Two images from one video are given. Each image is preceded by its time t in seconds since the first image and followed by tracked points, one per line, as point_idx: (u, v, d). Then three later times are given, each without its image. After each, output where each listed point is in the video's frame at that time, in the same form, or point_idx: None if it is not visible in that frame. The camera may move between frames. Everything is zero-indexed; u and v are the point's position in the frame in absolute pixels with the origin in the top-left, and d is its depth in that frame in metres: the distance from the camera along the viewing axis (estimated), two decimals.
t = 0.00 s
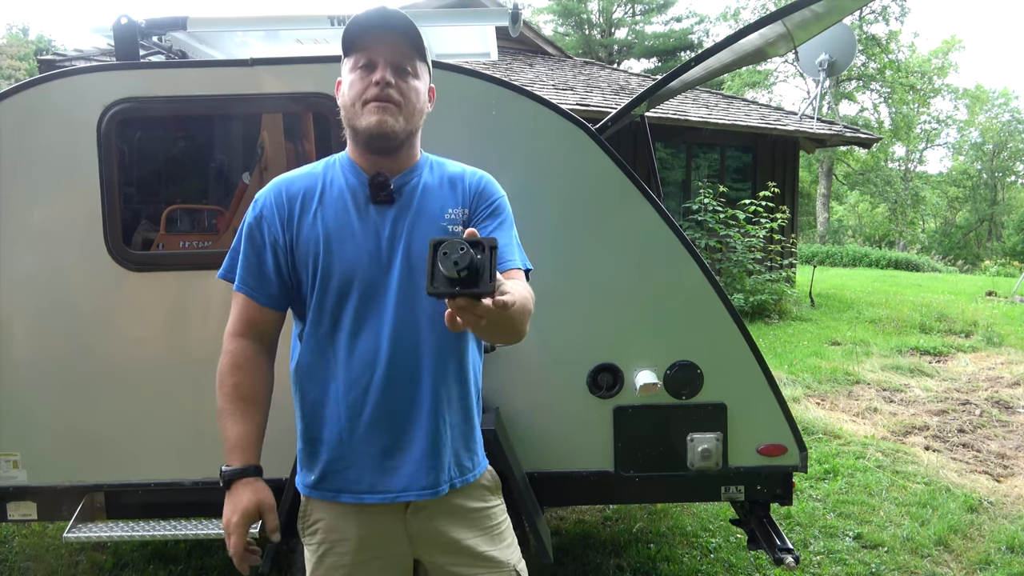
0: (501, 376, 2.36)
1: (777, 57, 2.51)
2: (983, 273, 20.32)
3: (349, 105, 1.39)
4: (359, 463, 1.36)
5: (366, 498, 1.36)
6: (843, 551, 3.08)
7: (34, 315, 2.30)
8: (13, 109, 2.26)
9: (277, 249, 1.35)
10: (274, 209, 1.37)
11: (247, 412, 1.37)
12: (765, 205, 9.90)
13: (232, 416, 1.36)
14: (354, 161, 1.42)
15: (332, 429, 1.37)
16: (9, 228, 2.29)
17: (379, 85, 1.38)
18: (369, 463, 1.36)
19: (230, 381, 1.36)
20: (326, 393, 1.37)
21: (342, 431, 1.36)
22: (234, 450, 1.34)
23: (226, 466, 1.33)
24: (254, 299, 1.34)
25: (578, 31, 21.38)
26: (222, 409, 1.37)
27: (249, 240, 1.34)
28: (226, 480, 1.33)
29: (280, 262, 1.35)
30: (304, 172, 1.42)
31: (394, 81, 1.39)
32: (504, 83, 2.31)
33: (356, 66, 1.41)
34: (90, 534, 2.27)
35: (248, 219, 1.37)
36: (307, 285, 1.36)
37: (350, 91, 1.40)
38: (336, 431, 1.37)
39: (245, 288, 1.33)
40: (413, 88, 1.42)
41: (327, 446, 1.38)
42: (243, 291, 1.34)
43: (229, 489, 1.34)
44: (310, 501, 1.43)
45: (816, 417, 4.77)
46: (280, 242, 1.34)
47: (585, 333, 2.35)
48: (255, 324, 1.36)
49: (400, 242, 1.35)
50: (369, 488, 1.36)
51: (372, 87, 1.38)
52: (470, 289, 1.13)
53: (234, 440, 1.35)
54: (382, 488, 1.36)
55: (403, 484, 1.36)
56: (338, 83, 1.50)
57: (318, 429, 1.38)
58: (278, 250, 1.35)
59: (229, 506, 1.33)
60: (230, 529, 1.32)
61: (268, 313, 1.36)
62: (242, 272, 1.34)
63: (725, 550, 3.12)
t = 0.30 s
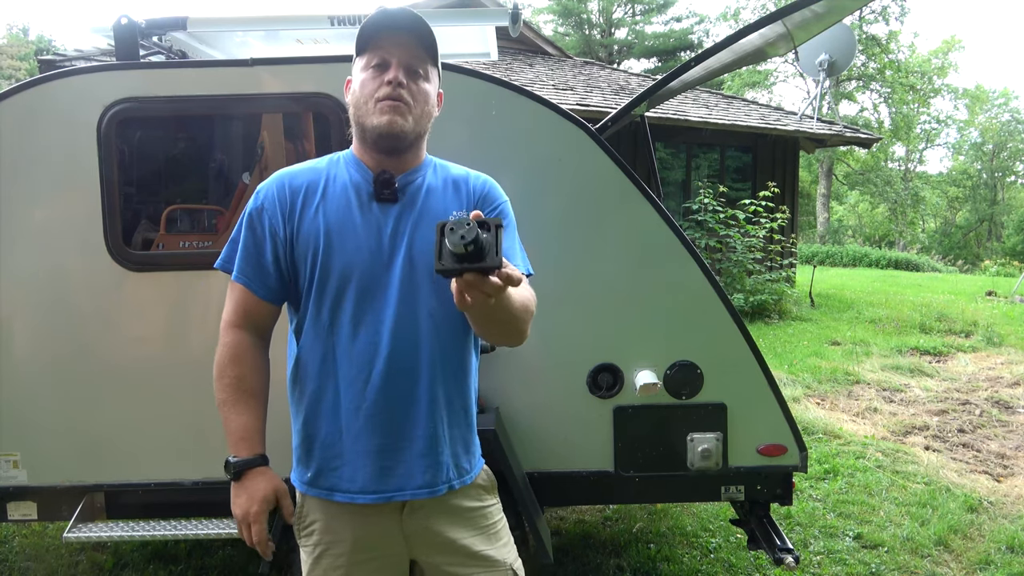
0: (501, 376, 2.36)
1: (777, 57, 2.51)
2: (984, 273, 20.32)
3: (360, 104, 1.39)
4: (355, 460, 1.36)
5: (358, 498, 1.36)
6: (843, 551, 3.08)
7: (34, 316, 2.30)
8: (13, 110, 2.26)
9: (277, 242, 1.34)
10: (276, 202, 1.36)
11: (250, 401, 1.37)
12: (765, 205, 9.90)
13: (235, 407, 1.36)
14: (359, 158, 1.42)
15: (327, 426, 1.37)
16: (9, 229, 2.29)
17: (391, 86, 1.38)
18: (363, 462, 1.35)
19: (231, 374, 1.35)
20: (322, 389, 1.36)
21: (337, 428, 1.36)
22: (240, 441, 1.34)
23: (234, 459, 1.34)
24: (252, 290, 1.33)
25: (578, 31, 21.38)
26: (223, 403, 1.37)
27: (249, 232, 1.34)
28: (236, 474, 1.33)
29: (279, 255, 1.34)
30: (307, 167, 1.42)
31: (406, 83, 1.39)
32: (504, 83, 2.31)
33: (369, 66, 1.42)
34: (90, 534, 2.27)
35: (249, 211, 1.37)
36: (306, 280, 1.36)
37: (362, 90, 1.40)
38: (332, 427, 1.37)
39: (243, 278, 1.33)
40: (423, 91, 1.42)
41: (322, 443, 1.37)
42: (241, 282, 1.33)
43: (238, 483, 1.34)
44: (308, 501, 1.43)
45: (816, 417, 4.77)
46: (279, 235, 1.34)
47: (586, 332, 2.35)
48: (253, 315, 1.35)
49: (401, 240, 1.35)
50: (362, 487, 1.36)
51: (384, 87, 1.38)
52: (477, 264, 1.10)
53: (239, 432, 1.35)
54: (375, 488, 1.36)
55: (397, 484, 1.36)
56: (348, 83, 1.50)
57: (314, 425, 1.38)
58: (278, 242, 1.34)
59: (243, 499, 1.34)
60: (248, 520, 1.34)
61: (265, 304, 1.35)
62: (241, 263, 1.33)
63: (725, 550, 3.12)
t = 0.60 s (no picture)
0: (501, 376, 2.36)
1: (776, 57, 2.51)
2: (984, 273, 20.32)
3: (358, 103, 1.39)
4: (352, 462, 1.35)
5: (355, 499, 1.36)
6: (843, 551, 3.08)
7: (34, 316, 2.30)
8: (13, 110, 2.26)
9: (274, 241, 1.33)
10: (273, 200, 1.36)
11: (251, 379, 1.32)
12: (765, 205, 9.90)
13: (235, 387, 1.30)
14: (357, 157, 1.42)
15: (323, 426, 1.36)
16: (9, 228, 2.29)
17: (390, 83, 1.39)
18: (359, 464, 1.35)
19: (228, 354, 1.31)
20: (319, 389, 1.36)
21: (334, 429, 1.36)
22: (245, 418, 1.28)
23: (242, 435, 1.27)
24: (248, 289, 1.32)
25: (578, 31, 21.38)
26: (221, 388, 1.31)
27: (246, 230, 1.33)
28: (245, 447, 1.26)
29: (276, 254, 1.34)
30: (306, 167, 1.41)
31: (405, 81, 1.40)
32: (504, 83, 2.31)
33: (366, 65, 1.42)
34: (90, 534, 2.26)
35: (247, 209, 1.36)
36: (303, 280, 1.35)
37: (360, 89, 1.40)
38: (328, 427, 1.36)
39: (237, 276, 1.30)
40: (422, 89, 1.43)
41: (319, 443, 1.37)
42: (236, 280, 1.31)
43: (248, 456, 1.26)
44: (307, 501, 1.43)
45: (816, 417, 4.77)
46: (276, 234, 1.34)
47: (586, 332, 2.35)
48: (248, 307, 1.32)
49: (400, 241, 1.35)
50: (359, 488, 1.36)
51: (383, 85, 1.38)
52: (444, 268, 1.07)
53: (244, 409, 1.29)
54: (372, 489, 1.35)
55: (395, 485, 1.37)
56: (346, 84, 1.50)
57: (310, 426, 1.37)
58: (275, 241, 1.34)
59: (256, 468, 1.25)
60: (263, 491, 1.24)
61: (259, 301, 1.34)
62: (236, 260, 1.31)
63: (725, 550, 3.12)
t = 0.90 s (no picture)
0: (501, 376, 2.36)
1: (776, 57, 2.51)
2: (984, 273, 20.31)
3: (346, 106, 1.41)
4: (356, 461, 1.36)
5: (360, 498, 1.36)
6: (843, 551, 3.08)
7: (34, 315, 2.30)
8: (13, 110, 2.26)
9: (273, 241, 1.33)
10: (270, 202, 1.35)
11: (272, 335, 1.30)
12: (765, 205, 9.90)
13: (259, 350, 1.27)
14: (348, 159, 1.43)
15: (327, 425, 1.36)
16: (9, 228, 2.29)
17: (375, 85, 1.39)
18: (365, 461, 1.36)
19: (236, 328, 1.28)
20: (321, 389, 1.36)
21: (337, 428, 1.36)
22: (287, 365, 1.26)
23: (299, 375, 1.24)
24: (249, 290, 1.32)
25: (578, 31, 21.39)
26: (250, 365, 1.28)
27: (244, 232, 1.32)
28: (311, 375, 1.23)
29: (276, 255, 1.34)
30: (302, 169, 1.41)
31: (390, 81, 1.40)
32: (503, 83, 2.31)
33: (350, 67, 1.42)
34: (90, 534, 2.26)
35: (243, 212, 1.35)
36: (303, 280, 1.35)
37: (345, 92, 1.41)
38: (332, 427, 1.36)
39: (235, 279, 1.30)
40: (408, 88, 1.43)
41: (323, 443, 1.37)
42: (236, 282, 1.30)
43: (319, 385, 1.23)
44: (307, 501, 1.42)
45: (816, 417, 4.77)
46: (275, 235, 1.33)
47: (585, 332, 2.35)
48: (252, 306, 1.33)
49: (401, 239, 1.36)
50: (364, 487, 1.36)
51: (368, 87, 1.39)
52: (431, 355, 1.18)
53: (280, 360, 1.26)
54: (376, 487, 1.36)
55: (400, 483, 1.37)
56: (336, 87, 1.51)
57: (313, 425, 1.38)
58: (275, 242, 1.33)
59: (332, 390, 1.20)
60: (353, 405, 1.19)
61: (259, 300, 1.33)
62: (236, 263, 1.31)
63: (725, 550, 3.12)
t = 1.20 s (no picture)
0: (501, 376, 2.36)
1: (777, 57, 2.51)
2: (984, 273, 20.31)
3: (351, 122, 1.40)
4: (367, 458, 1.37)
5: (372, 494, 1.36)
6: (843, 551, 3.08)
7: (34, 315, 2.30)
8: (12, 110, 2.26)
9: (279, 244, 1.30)
10: (271, 204, 1.33)
11: (286, 323, 1.27)
12: (765, 205, 9.90)
13: (278, 338, 1.25)
14: (348, 164, 1.42)
15: (335, 425, 1.36)
16: (9, 228, 2.29)
17: (384, 105, 1.38)
18: (376, 459, 1.37)
19: (248, 325, 1.25)
20: (328, 389, 1.36)
21: (346, 427, 1.36)
22: (309, 345, 1.24)
23: (326, 350, 1.23)
24: (256, 294, 1.27)
25: (578, 31, 21.39)
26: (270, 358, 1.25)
27: (249, 235, 1.28)
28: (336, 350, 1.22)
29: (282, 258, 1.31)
30: (300, 171, 1.39)
31: (397, 100, 1.40)
32: (503, 83, 2.30)
33: (354, 79, 1.39)
34: (90, 534, 2.26)
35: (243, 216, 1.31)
36: (309, 282, 1.33)
37: (349, 107, 1.39)
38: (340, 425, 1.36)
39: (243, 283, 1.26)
40: (411, 104, 1.44)
41: (331, 443, 1.37)
42: (243, 286, 1.27)
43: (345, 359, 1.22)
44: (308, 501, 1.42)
45: (816, 417, 4.77)
46: (281, 237, 1.31)
47: (585, 332, 2.35)
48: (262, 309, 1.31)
49: (405, 239, 1.37)
50: (375, 484, 1.37)
51: (376, 107, 1.38)
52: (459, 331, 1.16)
53: (301, 342, 1.24)
54: (389, 483, 1.37)
55: (411, 478, 1.38)
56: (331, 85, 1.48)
57: (320, 425, 1.37)
58: (281, 245, 1.31)
59: (362, 360, 1.20)
60: (387, 366, 1.19)
61: (268, 303, 1.30)
62: (241, 267, 1.27)
63: (725, 550, 3.12)
